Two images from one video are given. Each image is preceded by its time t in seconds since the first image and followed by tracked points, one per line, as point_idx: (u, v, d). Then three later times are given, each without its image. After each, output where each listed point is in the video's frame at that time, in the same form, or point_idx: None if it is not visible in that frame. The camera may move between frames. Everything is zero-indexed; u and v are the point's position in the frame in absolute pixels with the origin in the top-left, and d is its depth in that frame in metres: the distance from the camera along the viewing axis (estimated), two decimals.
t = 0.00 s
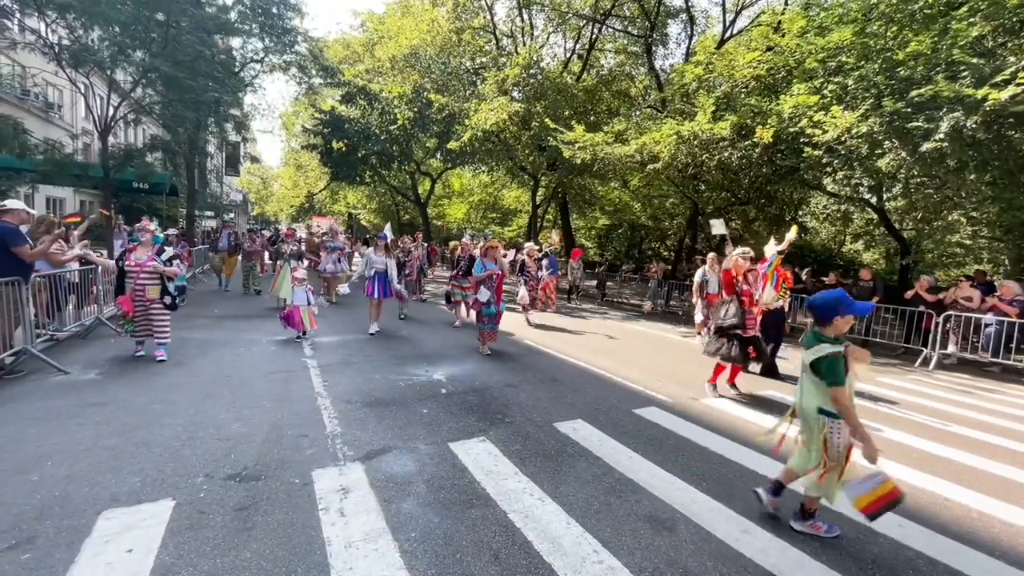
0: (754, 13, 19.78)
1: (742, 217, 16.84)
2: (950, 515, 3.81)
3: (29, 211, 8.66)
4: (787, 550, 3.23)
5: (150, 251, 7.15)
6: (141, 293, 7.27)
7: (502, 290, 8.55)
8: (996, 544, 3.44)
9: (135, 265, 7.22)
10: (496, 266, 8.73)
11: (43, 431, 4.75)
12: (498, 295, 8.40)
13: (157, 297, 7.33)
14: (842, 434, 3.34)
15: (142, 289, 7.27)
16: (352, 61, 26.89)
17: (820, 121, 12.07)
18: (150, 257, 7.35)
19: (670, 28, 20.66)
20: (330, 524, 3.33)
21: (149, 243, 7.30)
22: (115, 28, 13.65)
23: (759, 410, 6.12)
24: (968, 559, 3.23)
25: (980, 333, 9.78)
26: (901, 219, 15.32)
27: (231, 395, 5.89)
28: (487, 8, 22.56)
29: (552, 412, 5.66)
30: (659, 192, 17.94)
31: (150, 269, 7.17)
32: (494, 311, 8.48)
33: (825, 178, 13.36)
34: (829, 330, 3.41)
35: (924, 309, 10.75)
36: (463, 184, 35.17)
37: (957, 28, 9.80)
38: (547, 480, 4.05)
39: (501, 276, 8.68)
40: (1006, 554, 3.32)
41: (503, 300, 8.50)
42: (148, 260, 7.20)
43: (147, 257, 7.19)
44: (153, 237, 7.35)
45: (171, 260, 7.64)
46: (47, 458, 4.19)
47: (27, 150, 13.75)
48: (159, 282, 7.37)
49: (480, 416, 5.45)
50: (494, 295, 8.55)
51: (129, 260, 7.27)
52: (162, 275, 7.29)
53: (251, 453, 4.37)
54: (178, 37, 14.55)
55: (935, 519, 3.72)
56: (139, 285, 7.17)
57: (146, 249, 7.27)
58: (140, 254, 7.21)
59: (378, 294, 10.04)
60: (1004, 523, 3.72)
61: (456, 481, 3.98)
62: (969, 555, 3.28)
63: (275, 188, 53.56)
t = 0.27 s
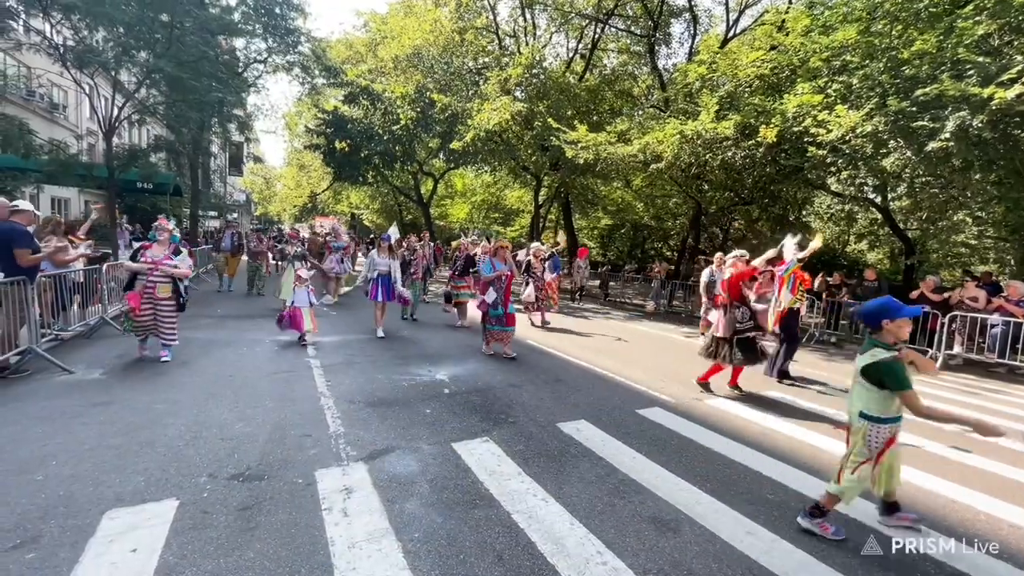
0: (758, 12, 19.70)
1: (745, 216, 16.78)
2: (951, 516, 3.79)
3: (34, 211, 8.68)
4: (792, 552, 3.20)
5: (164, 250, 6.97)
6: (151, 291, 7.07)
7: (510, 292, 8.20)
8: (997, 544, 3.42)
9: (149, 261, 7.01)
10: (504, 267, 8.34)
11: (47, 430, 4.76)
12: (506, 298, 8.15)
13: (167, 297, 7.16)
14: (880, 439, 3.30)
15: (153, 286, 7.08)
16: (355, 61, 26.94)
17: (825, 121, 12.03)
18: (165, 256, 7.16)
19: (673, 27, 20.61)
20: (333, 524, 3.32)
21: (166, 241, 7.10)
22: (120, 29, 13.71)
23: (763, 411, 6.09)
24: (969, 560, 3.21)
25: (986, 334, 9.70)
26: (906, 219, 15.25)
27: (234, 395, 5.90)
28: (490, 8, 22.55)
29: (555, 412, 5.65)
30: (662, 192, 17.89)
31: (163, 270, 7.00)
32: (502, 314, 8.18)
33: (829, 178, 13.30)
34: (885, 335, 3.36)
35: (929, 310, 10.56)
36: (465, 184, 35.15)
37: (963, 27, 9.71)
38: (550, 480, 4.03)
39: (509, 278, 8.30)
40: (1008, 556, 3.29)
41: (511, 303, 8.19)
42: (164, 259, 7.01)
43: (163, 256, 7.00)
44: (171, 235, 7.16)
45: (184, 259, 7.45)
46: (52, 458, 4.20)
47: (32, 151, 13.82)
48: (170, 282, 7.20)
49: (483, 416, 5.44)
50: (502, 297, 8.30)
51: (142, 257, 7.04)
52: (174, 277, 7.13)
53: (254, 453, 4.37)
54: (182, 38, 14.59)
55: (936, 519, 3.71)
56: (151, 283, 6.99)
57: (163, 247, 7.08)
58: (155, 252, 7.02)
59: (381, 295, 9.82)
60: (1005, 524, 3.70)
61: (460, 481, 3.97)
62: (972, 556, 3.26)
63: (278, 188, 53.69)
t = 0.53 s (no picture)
0: (762, 11, 19.62)
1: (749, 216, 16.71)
2: (956, 518, 3.77)
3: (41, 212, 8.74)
4: (796, 555, 3.19)
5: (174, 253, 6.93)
6: (159, 294, 7.03)
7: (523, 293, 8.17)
8: (1002, 546, 3.40)
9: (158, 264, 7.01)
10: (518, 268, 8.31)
11: (53, 430, 4.79)
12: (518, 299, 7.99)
13: (176, 299, 7.14)
14: (946, 440, 3.22)
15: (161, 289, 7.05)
16: (359, 62, 27.02)
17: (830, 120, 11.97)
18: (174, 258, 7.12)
19: (677, 27, 20.56)
20: (336, 525, 3.33)
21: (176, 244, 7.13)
22: (126, 31, 13.79)
23: (769, 413, 6.06)
24: (973, 563, 3.19)
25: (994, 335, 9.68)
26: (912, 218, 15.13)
27: (239, 395, 5.92)
28: (493, 8, 22.55)
29: (559, 413, 5.64)
30: (666, 192, 17.84)
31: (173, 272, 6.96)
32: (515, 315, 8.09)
33: (834, 177, 13.22)
34: (957, 334, 3.31)
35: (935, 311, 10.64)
36: (468, 184, 35.15)
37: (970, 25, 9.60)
38: (553, 481, 4.03)
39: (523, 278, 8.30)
40: (1012, 558, 3.27)
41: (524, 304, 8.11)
42: (174, 261, 7.03)
43: (173, 258, 7.02)
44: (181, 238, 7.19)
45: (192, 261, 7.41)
46: (58, 457, 4.22)
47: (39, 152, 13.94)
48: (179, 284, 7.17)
49: (487, 417, 5.43)
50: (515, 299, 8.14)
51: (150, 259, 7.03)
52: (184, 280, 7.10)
53: (258, 453, 4.38)
54: (187, 40, 14.68)
55: (940, 521, 3.69)
56: (160, 285, 6.96)
57: (173, 249, 7.10)
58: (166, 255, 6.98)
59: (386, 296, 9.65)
60: (1011, 526, 3.68)
61: (463, 482, 3.97)
62: (977, 558, 3.24)
63: (282, 189, 53.92)
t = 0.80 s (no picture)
0: (768, 10, 19.52)
1: (754, 216, 16.63)
2: (958, 519, 3.75)
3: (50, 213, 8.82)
4: (801, 558, 3.16)
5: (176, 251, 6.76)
6: (168, 296, 6.79)
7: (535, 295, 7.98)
8: (1002, 547, 3.39)
9: (158, 265, 6.76)
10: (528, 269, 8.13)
11: (59, 429, 4.83)
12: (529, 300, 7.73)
13: (185, 299, 6.94)
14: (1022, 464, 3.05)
15: (168, 290, 6.80)
16: (363, 63, 27.11)
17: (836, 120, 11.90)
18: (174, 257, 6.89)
19: (681, 26, 20.49)
20: (339, 525, 3.33)
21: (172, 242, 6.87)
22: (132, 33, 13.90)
23: (772, 414, 6.04)
24: (974, 565, 3.18)
25: (1003, 336, 9.40)
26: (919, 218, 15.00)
27: (243, 395, 5.94)
28: (497, 9, 22.55)
29: (562, 414, 5.62)
30: (670, 192, 17.77)
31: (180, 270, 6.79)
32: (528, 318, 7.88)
33: (840, 177, 13.13)
34: None
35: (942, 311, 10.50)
36: (472, 184, 35.12)
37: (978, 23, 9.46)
38: (556, 483, 4.02)
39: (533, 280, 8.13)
40: (1013, 559, 3.26)
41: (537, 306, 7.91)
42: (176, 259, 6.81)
43: (175, 256, 6.79)
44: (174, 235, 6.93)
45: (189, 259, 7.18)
46: (64, 457, 4.26)
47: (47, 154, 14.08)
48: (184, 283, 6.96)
49: (490, 417, 5.42)
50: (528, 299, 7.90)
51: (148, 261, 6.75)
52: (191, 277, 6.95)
53: (261, 453, 4.40)
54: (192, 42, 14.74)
55: (941, 522, 3.68)
56: (168, 286, 6.73)
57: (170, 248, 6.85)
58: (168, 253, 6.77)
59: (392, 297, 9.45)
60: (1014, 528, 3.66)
61: (465, 483, 3.97)
62: (979, 560, 3.22)
63: (287, 189, 54.17)
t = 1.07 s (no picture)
0: (773, 11, 19.48)
1: (759, 217, 16.55)
2: (959, 520, 3.77)
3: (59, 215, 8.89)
4: (806, 562, 3.14)
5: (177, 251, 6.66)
6: (176, 299, 6.73)
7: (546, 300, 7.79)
8: (1003, 549, 3.41)
9: (163, 268, 6.67)
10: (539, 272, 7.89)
11: (67, 429, 4.88)
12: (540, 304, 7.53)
13: (194, 301, 6.86)
14: None
15: (176, 293, 6.74)
16: (368, 65, 27.25)
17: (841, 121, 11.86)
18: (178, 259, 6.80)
19: (685, 28, 20.48)
20: (343, 526, 3.35)
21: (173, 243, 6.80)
22: (140, 37, 14.03)
23: (775, 416, 6.03)
24: (976, 565, 3.19)
25: (1011, 338, 9.42)
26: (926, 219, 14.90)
27: (248, 396, 5.98)
28: (501, 11, 22.60)
29: (565, 416, 5.62)
30: (674, 193, 17.73)
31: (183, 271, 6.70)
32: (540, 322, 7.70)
33: (847, 178, 13.05)
34: None
35: (949, 313, 10.42)
36: (476, 186, 35.17)
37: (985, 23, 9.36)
38: (559, 484, 4.02)
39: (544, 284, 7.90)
40: (1013, 560, 3.28)
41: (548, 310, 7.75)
42: (181, 260, 6.74)
43: (179, 257, 6.72)
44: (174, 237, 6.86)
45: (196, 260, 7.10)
46: (72, 456, 4.30)
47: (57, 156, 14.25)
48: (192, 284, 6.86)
49: (493, 419, 5.42)
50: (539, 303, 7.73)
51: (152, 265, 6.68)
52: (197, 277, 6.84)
53: (266, 453, 4.42)
54: (198, 45, 14.86)
55: (942, 524, 3.70)
56: (175, 288, 6.66)
57: (173, 250, 6.78)
58: (170, 255, 6.68)
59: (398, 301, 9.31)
60: (1014, 530, 3.67)
61: (469, 484, 3.98)
62: (981, 562, 3.23)
63: (292, 191, 54.49)
